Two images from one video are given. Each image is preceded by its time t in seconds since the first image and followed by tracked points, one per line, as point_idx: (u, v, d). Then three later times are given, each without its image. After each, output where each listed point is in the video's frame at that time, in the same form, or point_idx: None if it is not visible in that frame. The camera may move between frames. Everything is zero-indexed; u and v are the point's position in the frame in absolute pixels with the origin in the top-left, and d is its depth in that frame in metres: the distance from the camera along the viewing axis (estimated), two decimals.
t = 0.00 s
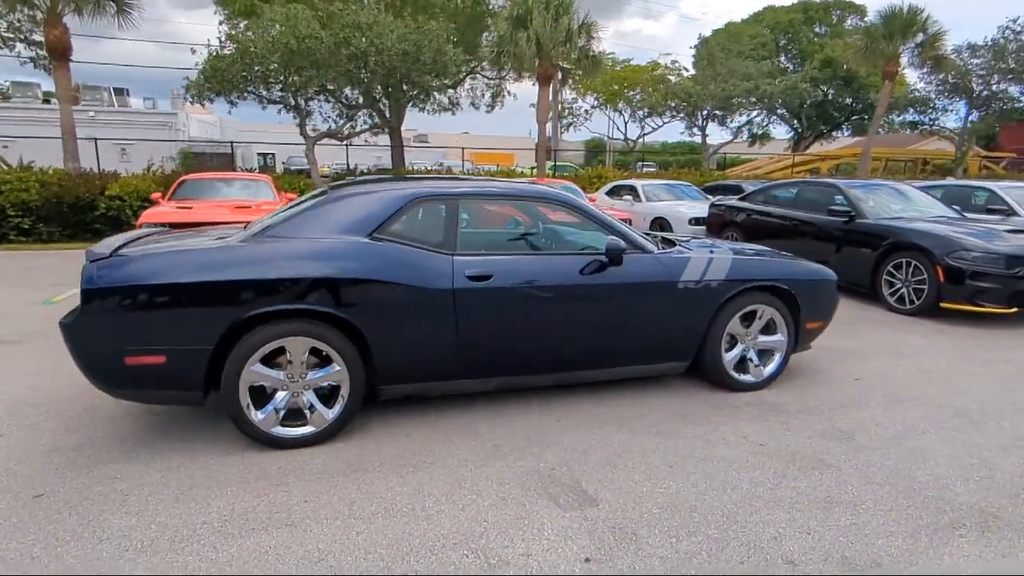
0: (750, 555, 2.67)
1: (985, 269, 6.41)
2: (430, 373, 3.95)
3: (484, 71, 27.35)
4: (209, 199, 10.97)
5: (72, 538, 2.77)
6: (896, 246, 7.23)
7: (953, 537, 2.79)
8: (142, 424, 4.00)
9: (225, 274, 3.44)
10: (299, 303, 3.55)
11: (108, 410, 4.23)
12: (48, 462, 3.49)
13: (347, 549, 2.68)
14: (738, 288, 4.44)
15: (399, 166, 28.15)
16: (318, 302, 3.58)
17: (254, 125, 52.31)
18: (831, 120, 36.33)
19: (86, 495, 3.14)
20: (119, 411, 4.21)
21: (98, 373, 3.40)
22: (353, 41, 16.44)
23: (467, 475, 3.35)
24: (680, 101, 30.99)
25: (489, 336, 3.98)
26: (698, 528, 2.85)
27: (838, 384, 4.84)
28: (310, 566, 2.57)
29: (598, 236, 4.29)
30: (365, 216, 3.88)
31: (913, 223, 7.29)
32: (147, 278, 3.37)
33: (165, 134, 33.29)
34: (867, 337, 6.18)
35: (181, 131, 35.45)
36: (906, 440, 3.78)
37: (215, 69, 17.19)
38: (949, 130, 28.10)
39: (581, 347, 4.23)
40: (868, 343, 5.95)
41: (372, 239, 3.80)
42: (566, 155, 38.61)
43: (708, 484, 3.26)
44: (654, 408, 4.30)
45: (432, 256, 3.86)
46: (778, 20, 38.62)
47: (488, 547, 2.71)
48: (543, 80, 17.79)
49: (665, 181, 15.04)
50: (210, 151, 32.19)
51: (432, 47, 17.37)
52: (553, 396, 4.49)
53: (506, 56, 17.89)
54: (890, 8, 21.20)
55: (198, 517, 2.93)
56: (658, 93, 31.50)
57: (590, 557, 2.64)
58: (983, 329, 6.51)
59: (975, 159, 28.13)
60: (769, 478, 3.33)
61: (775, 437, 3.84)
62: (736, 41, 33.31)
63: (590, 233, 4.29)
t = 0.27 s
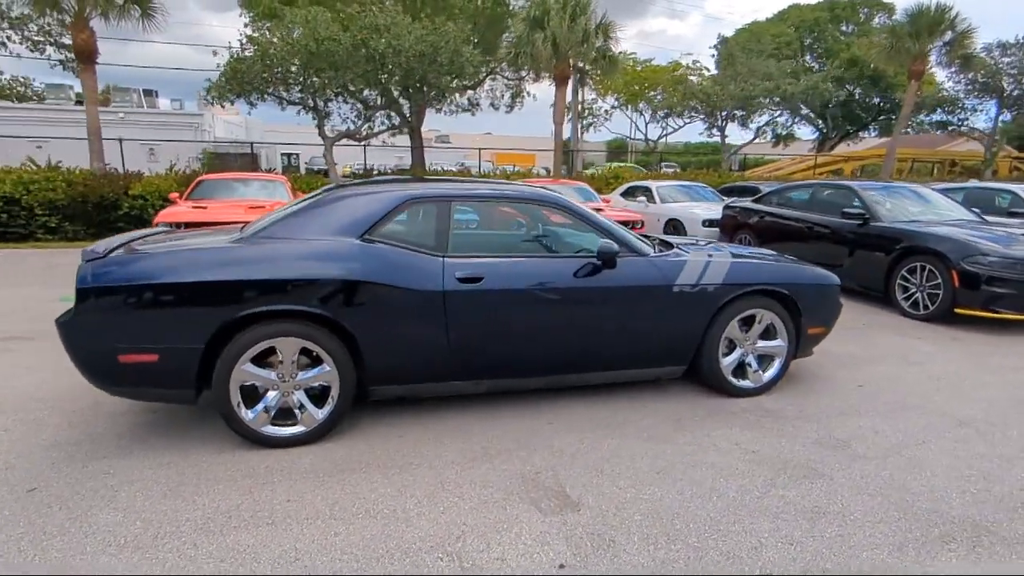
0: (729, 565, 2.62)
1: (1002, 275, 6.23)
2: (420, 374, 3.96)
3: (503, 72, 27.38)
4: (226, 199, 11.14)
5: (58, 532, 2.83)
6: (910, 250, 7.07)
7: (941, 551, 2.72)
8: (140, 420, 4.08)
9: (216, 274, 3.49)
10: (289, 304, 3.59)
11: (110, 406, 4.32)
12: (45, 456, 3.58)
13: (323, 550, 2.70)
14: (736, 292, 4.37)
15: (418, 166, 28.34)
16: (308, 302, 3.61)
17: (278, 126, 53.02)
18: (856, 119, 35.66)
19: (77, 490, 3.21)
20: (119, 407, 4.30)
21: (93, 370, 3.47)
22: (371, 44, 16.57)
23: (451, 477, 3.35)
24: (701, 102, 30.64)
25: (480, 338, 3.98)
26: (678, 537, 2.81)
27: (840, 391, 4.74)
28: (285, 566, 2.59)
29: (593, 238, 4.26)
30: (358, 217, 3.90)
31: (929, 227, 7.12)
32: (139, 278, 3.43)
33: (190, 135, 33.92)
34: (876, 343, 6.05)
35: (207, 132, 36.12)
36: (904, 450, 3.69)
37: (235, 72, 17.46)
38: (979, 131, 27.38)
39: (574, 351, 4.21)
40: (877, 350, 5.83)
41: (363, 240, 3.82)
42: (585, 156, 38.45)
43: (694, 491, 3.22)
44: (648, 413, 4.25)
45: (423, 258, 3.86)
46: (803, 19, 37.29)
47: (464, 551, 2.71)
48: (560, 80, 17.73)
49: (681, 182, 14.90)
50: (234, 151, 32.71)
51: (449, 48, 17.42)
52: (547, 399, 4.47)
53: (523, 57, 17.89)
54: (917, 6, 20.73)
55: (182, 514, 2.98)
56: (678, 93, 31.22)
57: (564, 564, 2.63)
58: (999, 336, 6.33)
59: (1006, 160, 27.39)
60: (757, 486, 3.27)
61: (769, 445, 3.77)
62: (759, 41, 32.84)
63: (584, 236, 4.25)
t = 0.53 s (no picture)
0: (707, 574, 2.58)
1: (1021, 280, 6.06)
2: (415, 375, 3.99)
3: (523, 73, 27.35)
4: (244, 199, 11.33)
5: (51, 525, 2.91)
6: (927, 254, 6.91)
7: (929, 564, 2.65)
8: (143, 416, 4.17)
9: (211, 275, 3.55)
10: (283, 305, 3.64)
11: (116, 401, 4.43)
12: (49, 450, 3.68)
13: (304, 548, 2.73)
14: (735, 297, 4.32)
15: (439, 167, 28.48)
16: (302, 302, 3.66)
17: (303, 127, 53.73)
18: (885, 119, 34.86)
19: (75, 484, 3.30)
20: (125, 403, 4.41)
21: (93, 367, 3.56)
22: (389, 46, 16.69)
23: (439, 479, 3.37)
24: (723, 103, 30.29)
25: (474, 339, 3.99)
26: (659, 543, 2.79)
27: (845, 397, 4.64)
28: (265, 563, 2.62)
29: (590, 241, 4.24)
30: (352, 219, 3.95)
31: (946, 231, 6.95)
32: (137, 278, 3.52)
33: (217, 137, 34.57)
34: (888, 348, 5.92)
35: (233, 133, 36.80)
36: (903, 459, 3.61)
37: (257, 75, 17.71)
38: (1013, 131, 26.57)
39: (569, 354, 4.19)
40: (888, 355, 5.70)
41: (357, 242, 3.86)
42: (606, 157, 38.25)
43: (682, 497, 3.19)
44: (644, 417, 4.22)
45: (416, 260, 3.89)
46: (830, 18, 35.48)
47: (443, 552, 2.71)
48: (578, 81, 17.66)
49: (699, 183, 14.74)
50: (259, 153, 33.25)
51: (468, 50, 17.47)
52: (544, 401, 4.46)
53: (541, 59, 17.87)
54: (947, 4, 20.17)
55: (171, 510, 3.04)
56: (701, 94, 30.88)
57: (540, 568, 2.62)
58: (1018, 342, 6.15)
59: None
60: (745, 494, 3.22)
61: (764, 452, 3.71)
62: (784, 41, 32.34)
63: (580, 238, 4.24)
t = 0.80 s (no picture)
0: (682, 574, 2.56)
1: None
2: (407, 371, 4.02)
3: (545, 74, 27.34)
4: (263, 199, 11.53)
5: (46, 511, 3.00)
6: (943, 255, 6.74)
7: (914, 569, 2.59)
8: (146, 408, 4.28)
9: (207, 270, 3.63)
10: (277, 300, 3.71)
11: (121, 394, 4.56)
12: (53, 439, 3.80)
13: (285, 538, 2.78)
14: (733, 296, 4.26)
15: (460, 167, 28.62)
16: (296, 298, 3.72)
17: (329, 129, 54.43)
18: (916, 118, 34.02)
19: (73, 472, 3.40)
20: (130, 395, 4.53)
21: (94, 359, 3.67)
22: (408, 47, 16.83)
23: (426, 474, 3.40)
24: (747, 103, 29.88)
25: (467, 337, 4.00)
26: (637, 541, 2.77)
27: (848, 400, 4.56)
28: (246, 552, 2.67)
29: (585, 239, 4.23)
30: (347, 217, 4.00)
31: (964, 232, 6.77)
32: (136, 273, 3.61)
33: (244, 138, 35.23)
34: (899, 351, 5.79)
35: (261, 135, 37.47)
36: (900, 463, 3.53)
37: (279, 77, 17.98)
38: None
39: (563, 352, 4.19)
40: (898, 358, 5.57)
41: (351, 239, 3.91)
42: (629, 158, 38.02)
43: (666, 497, 3.17)
44: (638, 417, 4.19)
45: (409, 258, 3.92)
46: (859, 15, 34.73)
47: (420, 546, 2.73)
48: (597, 81, 17.61)
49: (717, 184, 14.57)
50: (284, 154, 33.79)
51: (486, 50, 17.58)
52: (540, 399, 4.46)
53: (560, 59, 17.89)
54: None
55: (161, 500, 3.11)
56: (725, 93, 30.53)
57: (515, 563, 2.62)
58: None
59: None
60: (731, 495, 3.19)
61: (757, 453, 3.66)
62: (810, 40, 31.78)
63: (575, 236, 4.23)
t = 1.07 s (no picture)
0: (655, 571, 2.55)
1: None
2: (400, 367, 4.07)
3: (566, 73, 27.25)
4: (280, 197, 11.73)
5: (44, 496, 3.12)
6: (959, 255, 6.58)
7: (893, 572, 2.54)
8: (151, 399, 4.41)
9: (203, 266, 3.73)
10: (272, 296, 3.79)
11: (130, 385, 4.70)
12: (60, 427, 3.95)
13: (267, 527, 2.84)
14: (728, 294, 4.22)
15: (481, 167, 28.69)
16: (290, 294, 3.80)
17: (354, 129, 55.04)
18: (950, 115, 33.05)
19: (74, 460, 3.52)
20: (138, 386, 4.67)
21: (97, 352, 3.79)
22: (427, 48, 16.95)
23: (412, 468, 3.44)
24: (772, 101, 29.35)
25: (459, 333, 4.04)
26: (614, 537, 2.78)
27: (848, 401, 4.48)
28: (228, 539, 2.74)
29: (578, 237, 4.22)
30: (342, 214, 4.06)
31: (982, 231, 6.60)
32: (136, 268, 3.72)
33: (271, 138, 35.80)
34: (908, 353, 5.68)
35: (287, 135, 38.07)
36: (894, 466, 3.46)
37: (300, 77, 18.22)
38: None
39: (556, 350, 4.19)
40: (906, 360, 5.45)
41: (345, 236, 3.98)
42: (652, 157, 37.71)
43: (649, 495, 3.16)
44: (631, 415, 4.18)
45: (402, 255, 3.96)
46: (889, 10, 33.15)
47: (397, 537, 2.77)
48: (616, 80, 17.52)
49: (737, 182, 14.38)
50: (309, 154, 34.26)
51: (503, 50, 17.65)
52: (534, 396, 4.48)
53: (579, 58, 17.84)
54: None
55: (154, 488, 3.21)
56: (749, 92, 30.13)
57: (488, 556, 2.64)
58: None
59: None
60: (715, 493, 3.16)
61: (747, 453, 3.63)
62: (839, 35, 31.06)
63: (569, 234, 4.23)
